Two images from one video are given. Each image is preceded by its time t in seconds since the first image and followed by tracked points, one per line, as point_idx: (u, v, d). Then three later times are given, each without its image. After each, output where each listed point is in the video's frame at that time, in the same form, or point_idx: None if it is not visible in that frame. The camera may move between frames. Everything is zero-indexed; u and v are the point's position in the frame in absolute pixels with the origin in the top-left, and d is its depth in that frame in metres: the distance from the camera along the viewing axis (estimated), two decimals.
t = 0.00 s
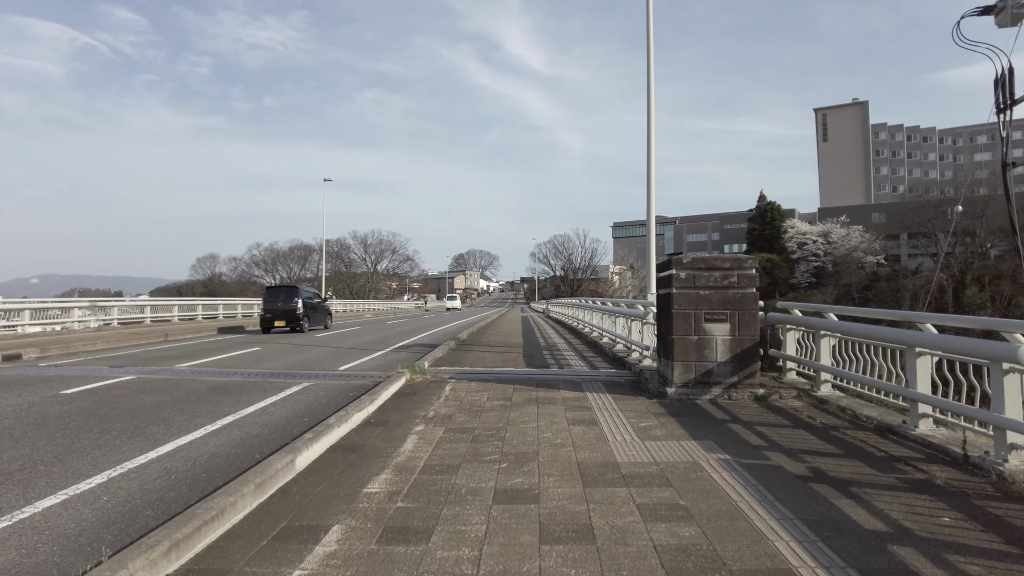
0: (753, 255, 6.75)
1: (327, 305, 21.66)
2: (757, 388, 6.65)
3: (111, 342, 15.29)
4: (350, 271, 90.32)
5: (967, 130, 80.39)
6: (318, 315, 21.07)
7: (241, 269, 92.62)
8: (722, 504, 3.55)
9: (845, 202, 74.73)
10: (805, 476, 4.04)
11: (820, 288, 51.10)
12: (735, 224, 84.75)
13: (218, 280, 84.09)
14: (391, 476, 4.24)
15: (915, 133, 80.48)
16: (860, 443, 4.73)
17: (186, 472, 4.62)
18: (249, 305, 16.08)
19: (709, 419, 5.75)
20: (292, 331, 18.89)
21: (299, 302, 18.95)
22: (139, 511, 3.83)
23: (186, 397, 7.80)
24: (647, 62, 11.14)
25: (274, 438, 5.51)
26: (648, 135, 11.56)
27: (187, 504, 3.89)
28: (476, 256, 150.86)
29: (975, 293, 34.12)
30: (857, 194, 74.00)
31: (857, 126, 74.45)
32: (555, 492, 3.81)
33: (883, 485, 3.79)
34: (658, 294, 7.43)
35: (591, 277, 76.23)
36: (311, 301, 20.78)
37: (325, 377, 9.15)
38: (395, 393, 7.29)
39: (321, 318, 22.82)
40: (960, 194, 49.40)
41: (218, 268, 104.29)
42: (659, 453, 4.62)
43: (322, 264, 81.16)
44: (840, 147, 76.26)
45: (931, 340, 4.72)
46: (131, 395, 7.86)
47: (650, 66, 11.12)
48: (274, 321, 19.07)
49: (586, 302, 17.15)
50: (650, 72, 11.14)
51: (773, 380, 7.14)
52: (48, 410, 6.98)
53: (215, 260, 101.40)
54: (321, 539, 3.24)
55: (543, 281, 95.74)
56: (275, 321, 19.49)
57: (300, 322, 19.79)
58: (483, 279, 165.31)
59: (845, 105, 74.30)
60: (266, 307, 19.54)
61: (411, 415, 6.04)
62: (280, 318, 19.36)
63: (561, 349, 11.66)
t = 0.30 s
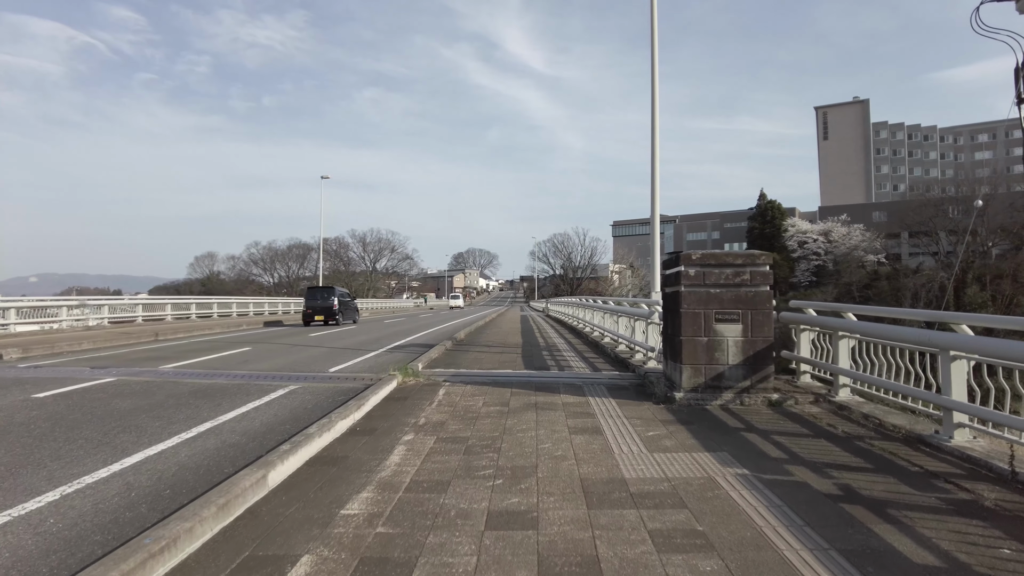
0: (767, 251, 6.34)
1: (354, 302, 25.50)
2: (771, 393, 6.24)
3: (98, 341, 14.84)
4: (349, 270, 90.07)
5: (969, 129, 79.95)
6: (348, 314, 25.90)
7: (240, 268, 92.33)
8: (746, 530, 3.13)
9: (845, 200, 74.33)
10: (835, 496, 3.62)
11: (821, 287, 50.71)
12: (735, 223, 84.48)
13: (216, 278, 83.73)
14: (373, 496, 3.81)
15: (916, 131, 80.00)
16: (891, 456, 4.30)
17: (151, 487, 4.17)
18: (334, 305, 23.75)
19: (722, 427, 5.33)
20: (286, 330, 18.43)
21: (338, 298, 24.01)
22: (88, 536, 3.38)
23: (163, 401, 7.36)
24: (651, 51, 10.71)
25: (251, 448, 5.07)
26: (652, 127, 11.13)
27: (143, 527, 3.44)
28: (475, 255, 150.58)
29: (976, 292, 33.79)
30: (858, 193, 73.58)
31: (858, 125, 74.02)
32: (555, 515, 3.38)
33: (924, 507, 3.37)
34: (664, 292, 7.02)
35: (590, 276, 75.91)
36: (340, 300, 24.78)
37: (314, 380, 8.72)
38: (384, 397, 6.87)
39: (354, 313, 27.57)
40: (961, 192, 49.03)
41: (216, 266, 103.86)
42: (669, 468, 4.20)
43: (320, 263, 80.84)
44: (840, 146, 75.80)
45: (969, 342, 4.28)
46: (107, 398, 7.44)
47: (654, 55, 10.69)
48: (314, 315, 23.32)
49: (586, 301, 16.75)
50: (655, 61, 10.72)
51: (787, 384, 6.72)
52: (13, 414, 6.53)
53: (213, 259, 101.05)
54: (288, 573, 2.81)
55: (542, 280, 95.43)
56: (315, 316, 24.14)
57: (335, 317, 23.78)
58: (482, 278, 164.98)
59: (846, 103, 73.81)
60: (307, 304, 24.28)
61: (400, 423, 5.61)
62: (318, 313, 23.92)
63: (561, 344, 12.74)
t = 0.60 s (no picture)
0: (779, 253, 5.98)
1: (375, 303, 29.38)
2: (784, 405, 5.86)
3: (88, 344, 14.49)
4: (349, 271, 89.87)
5: (972, 129, 79.41)
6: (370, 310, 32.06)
7: (240, 268, 92.18)
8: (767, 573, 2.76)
9: (848, 201, 73.90)
10: (864, 529, 3.23)
11: (823, 288, 50.29)
12: (737, 224, 84.22)
13: (216, 278, 83.54)
14: (350, 525, 3.44)
15: (918, 132, 79.53)
16: (921, 479, 3.91)
17: (109, 513, 3.77)
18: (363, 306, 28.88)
19: (733, 443, 4.95)
20: (281, 332, 18.08)
21: (362, 301, 27.69)
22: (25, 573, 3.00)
23: (142, 409, 6.99)
24: (654, 44, 10.30)
25: (224, 466, 4.70)
26: (656, 125, 10.76)
27: (89, 563, 3.07)
28: (475, 255, 150.37)
29: (979, 293, 33.42)
30: (860, 194, 73.15)
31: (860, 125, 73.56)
32: (551, 552, 3.01)
33: (967, 544, 2.99)
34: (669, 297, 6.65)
35: (591, 276, 75.63)
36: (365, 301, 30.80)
37: (303, 387, 8.35)
38: (374, 408, 6.51)
39: (367, 313, 32.11)
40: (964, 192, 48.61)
41: (216, 266, 103.66)
42: (678, 494, 3.81)
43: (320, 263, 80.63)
44: (842, 146, 75.37)
45: (1005, 354, 3.89)
46: (83, 406, 7.07)
47: (657, 49, 10.29)
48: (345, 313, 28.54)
49: (588, 303, 16.39)
50: (657, 55, 10.31)
51: (800, 394, 6.34)
52: None
53: (214, 259, 100.95)
54: None
55: (543, 280, 95.13)
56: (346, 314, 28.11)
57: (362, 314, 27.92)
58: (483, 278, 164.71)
59: (847, 103, 73.36)
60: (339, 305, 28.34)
61: (387, 438, 5.24)
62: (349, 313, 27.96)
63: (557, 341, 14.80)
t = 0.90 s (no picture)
0: (789, 249, 5.58)
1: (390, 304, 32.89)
2: (796, 411, 5.46)
3: (72, 345, 14.07)
4: (348, 271, 89.57)
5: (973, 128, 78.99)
6: (387, 305, 36.31)
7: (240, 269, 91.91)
8: None
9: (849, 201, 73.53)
10: (899, 559, 2.81)
11: (824, 288, 49.88)
12: (738, 224, 83.85)
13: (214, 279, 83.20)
14: (313, 552, 3.03)
15: (919, 131, 78.98)
16: (956, 497, 3.49)
17: (47, 536, 3.36)
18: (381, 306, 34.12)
19: (743, 454, 4.54)
20: (273, 334, 17.67)
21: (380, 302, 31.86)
22: None
23: (111, 416, 6.58)
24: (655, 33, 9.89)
25: (186, 481, 4.28)
26: (657, 119, 10.35)
27: None
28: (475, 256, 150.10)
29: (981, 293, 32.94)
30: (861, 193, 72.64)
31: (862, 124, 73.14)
32: None
33: None
34: (671, 296, 6.27)
35: (592, 277, 75.30)
36: (384, 299, 35.03)
37: (287, 392, 7.94)
38: (358, 414, 6.11)
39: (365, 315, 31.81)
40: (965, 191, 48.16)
41: (215, 267, 103.34)
42: (685, 515, 3.40)
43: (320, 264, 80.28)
44: (844, 145, 74.86)
45: None
46: (50, 412, 6.65)
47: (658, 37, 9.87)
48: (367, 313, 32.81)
49: (587, 303, 16.01)
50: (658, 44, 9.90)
51: (812, 399, 5.94)
52: None
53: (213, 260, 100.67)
54: None
55: (542, 281, 94.83)
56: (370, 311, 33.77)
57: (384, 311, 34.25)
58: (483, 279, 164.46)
59: (849, 102, 72.86)
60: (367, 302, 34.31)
61: (366, 449, 4.83)
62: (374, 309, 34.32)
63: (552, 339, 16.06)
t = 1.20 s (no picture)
0: (809, 245, 5.15)
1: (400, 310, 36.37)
2: (816, 420, 5.03)
3: (60, 346, 13.67)
4: (349, 271, 89.26)
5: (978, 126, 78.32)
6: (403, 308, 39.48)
7: (241, 268, 91.72)
8: None
9: (853, 200, 72.96)
10: None
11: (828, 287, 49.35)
12: (740, 223, 83.41)
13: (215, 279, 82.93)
14: None
15: (923, 130, 78.25)
16: (1011, 527, 3.05)
17: None
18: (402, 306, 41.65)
19: (761, 471, 4.11)
20: (267, 335, 17.27)
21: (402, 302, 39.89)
22: None
23: (82, 423, 6.16)
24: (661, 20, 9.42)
25: (146, 501, 3.86)
26: (663, 112, 9.89)
27: None
28: (477, 256, 149.93)
29: (986, 292, 32.41)
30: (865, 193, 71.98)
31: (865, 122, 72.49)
32: None
33: None
34: (680, 297, 5.85)
35: (593, 276, 74.86)
36: (397, 304, 38.08)
37: (272, 397, 7.51)
38: (343, 423, 5.69)
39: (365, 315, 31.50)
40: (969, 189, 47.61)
41: (216, 267, 103.12)
42: (701, 547, 2.98)
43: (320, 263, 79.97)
44: (848, 144, 74.22)
45: None
46: (18, 420, 6.24)
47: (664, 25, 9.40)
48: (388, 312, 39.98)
49: (589, 303, 15.61)
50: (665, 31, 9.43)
51: (832, 407, 5.51)
52: None
53: (214, 259, 100.50)
54: None
55: (544, 281, 94.46)
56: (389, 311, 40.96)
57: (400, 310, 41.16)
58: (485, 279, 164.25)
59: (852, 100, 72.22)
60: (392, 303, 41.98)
61: (348, 464, 4.42)
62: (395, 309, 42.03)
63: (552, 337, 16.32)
